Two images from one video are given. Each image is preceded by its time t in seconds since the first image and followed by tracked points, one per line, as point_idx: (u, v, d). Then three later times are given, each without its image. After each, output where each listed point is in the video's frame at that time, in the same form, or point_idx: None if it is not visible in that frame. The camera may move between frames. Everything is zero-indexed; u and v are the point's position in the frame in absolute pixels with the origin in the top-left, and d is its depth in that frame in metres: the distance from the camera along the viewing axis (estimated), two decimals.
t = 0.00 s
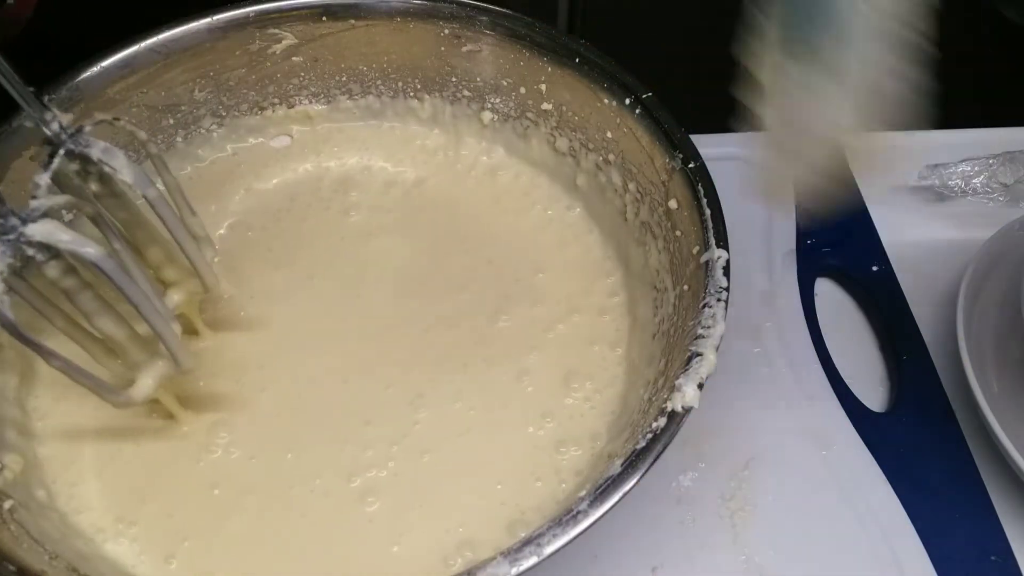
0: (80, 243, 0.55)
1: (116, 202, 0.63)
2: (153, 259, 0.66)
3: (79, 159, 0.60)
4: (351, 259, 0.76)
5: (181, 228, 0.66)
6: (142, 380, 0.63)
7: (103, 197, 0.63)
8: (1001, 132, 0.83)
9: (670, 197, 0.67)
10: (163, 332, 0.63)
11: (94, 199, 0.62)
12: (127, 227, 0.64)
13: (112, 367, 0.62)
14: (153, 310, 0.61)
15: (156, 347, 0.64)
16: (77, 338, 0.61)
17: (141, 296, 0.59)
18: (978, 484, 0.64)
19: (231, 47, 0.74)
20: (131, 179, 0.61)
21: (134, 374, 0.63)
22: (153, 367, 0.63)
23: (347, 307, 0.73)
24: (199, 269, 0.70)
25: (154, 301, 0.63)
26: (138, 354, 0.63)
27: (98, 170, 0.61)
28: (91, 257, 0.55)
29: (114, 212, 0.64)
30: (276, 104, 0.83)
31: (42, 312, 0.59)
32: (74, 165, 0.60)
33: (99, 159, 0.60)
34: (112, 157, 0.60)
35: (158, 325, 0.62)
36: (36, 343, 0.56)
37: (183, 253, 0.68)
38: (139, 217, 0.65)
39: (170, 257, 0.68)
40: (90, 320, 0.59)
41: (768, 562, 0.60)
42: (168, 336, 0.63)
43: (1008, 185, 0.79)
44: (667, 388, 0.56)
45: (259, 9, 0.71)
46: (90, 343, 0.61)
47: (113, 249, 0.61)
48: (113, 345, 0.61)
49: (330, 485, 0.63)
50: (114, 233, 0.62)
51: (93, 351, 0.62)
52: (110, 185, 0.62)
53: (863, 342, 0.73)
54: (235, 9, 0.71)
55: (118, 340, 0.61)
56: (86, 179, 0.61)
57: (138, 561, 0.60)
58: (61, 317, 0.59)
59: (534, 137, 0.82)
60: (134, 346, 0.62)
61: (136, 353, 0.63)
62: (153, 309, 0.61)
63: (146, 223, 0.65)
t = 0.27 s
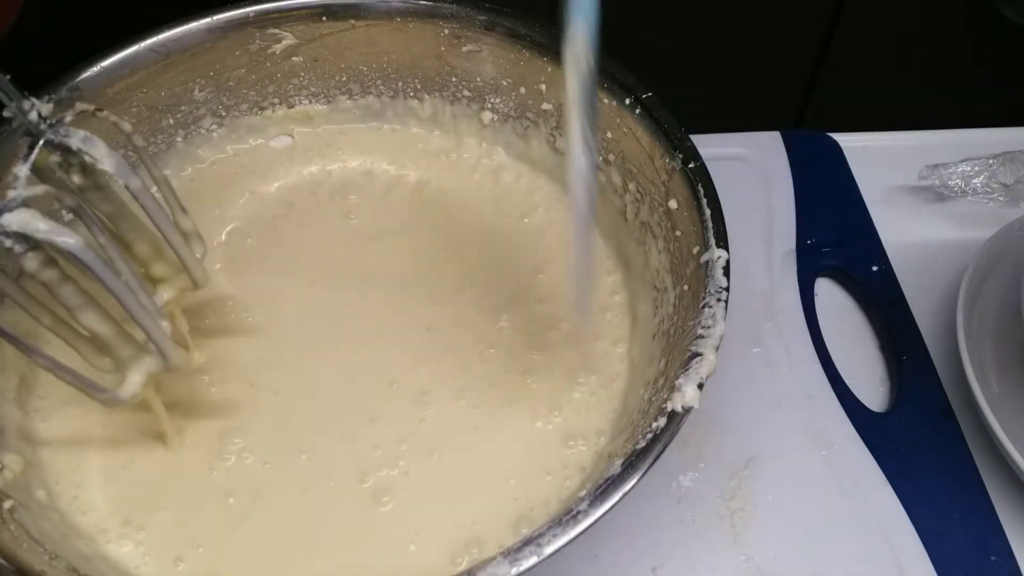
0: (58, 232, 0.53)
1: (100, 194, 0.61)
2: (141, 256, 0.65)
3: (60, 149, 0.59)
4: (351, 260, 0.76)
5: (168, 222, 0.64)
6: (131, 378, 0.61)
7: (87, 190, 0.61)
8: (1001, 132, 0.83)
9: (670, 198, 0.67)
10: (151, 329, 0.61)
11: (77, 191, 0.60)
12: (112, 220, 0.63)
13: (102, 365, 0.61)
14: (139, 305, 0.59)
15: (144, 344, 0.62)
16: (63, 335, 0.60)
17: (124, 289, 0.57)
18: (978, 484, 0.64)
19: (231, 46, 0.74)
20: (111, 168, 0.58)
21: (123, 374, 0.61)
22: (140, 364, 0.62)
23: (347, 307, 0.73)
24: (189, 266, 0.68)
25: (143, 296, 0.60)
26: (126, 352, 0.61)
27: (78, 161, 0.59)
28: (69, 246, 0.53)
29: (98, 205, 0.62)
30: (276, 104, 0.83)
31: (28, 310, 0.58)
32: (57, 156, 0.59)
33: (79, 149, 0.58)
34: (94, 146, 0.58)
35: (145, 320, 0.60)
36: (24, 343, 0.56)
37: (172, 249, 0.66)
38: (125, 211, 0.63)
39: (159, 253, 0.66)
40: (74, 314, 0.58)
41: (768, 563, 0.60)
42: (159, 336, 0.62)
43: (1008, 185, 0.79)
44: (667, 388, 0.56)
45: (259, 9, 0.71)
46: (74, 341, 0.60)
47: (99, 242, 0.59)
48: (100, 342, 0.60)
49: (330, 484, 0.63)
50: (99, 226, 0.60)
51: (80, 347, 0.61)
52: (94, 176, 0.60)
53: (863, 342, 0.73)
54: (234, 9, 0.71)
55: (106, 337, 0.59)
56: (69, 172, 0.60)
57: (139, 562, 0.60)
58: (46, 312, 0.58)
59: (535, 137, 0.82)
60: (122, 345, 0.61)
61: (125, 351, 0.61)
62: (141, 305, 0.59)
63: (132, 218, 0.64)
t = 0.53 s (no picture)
0: (54, 231, 0.55)
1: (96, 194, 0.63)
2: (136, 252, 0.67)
3: (56, 149, 0.60)
4: (352, 260, 0.76)
5: (163, 221, 0.66)
6: (126, 373, 0.65)
7: (83, 188, 0.63)
8: (1001, 132, 0.83)
9: (670, 198, 0.67)
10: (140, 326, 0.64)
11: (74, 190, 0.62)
12: (107, 218, 0.65)
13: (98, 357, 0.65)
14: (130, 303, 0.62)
15: (139, 340, 0.65)
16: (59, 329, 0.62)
17: (118, 287, 0.60)
18: (978, 484, 0.64)
19: (231, 46, 0.74)
20: (106, 168, 0.61)
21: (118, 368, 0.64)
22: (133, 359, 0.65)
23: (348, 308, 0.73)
24: (182, 263, 0.70)
25: (136, 293, 0.63)
26: (121, 346, 0.64)
27: (74, 161, 0.61)
28: (65, 246, 0.55)
29: (96, 204, 0.64)
30: (276, 104, 0.83)
31: (28, 308, 0.60)
32: (53, 156, 0.61)
33: (75, 148, 0.60)
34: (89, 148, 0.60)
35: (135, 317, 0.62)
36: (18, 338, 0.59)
37: (165, 246, 0.68)
38: (120, 208, 0.65)
39: (154, 250, 0.68)
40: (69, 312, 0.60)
41: (768, 562, 0.60)
42: (152, 332, 0.65)
43: (1008, 185, 0.79)
44: (667, 388, 0.56)
45: (259, 9, 0.71)
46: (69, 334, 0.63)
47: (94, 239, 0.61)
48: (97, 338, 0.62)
49: (332, 483, 0.63)
50: (95, 224, 0.62)
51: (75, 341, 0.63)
52: (90, 176, 0.62)
53: (863, 342, 0.73)
54: (234, 9, 0.71)
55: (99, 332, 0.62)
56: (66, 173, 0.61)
57: (139, 562, 0.60)
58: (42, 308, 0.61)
59: (534, 137, 0.82)
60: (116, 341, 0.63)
61: (119, 346, 0.64)
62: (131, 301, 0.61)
63: (130, 216, 0.65)
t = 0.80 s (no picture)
0: None
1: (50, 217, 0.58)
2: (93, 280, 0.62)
3: (8, 171, 0.55)
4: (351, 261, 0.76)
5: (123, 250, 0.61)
6: (75, 406, 0.60)
7: (37, 212, 0.58)
8: (1001, 132, 0.83)
9: (670, 197, 0.67)
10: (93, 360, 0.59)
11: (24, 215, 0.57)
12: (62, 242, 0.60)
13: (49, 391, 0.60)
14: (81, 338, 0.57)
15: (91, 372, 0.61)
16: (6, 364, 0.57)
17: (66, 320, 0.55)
18: (978, 484, 0.64)
19: (231, 47, 0.74)
20: (58, 192, 0.57)
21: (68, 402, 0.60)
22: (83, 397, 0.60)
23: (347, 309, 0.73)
24: (143, 290, 0.65)
25: (86, 325, 0.58)
26: (70, 378, 0.60)
27: (28, 182, 0.56)
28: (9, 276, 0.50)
29: (50, 228, 0.59)
30: (276, 104, 0.83)
31: None
32: (5, 178, 0.56)
33: (26, 171, 0.55)
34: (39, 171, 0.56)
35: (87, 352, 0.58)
36: None
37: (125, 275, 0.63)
38: (76, 233, 0.60)
39: (112, 278, 0.63)
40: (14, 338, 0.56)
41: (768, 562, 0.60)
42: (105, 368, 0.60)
43: (1008, 185, 0.79)
44: (667, 388, 0.56)
45: (259, 9, 0.71)
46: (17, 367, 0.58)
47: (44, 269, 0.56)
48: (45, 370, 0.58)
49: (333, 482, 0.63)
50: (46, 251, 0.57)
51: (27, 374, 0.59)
52: (43, 198, 0.57)
53: (863, 342, 0.73)
54: (235, 9, 0.71)
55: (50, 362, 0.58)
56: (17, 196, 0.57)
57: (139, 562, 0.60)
58: None
59: (535, 137, 0.81)
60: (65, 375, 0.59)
61: (68, 377, 0.60)
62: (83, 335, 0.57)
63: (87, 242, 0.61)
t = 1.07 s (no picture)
0: None
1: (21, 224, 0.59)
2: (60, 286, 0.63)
3: None
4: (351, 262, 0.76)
5: (94, 260, 0.62)
6: (41, 419, 0.59)
7: (6, 217, 0.59)
8: (1001, 132, 0.83)
9: (670, 198, 0.67)
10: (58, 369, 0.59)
11: None
12: (34, 248, 0.61)
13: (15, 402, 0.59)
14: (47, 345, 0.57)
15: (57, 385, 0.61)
16: None
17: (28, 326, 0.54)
18: (979, 484, 0.64)
19: (231, 46, 0.74)
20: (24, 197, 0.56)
21: (36, 413, 0.59)
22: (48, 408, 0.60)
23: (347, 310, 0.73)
24: (115, 301, 0.66)
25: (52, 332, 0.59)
26: (37, 389, 0.59)
27: None
28: None
29: (18, 234, 0.59)
30: (276, 104, 0.83)
31: None
32: None
33: None
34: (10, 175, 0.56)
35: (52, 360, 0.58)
36: None
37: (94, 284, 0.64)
38: (48, 241, 0.61)
39: (84, 287, 0.64)
40: None
41: (768, 563, 0.60)
42: (70, 378, 0.60)
43: (1008, 185, 0.79)
44: (666, 389, 0.56)
45: (259, 9, 0.71)
46: None
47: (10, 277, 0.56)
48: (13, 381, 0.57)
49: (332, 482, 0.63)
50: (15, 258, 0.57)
51: None
52: (11, 203, 0.58)
53: (863, 342, 0.73)
54: (235, 9, 0.71)
55: (15, 378, 0.57)
56: None
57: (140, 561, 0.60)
58: None
59: (535, 137, 0.81)
60: (33, 385, 0.59)
61: (35, 389, 0.59)
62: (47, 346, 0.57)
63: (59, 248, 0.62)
